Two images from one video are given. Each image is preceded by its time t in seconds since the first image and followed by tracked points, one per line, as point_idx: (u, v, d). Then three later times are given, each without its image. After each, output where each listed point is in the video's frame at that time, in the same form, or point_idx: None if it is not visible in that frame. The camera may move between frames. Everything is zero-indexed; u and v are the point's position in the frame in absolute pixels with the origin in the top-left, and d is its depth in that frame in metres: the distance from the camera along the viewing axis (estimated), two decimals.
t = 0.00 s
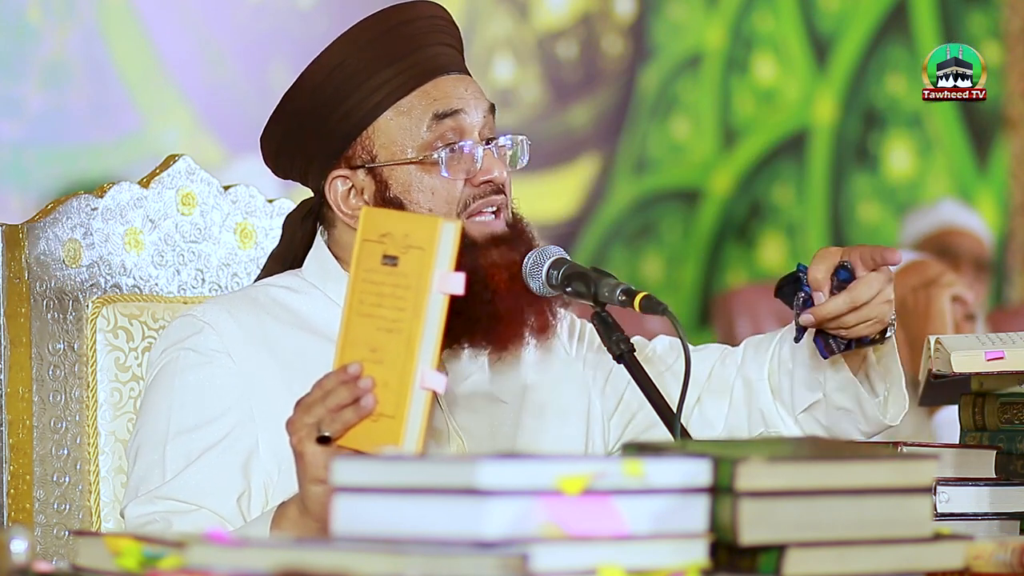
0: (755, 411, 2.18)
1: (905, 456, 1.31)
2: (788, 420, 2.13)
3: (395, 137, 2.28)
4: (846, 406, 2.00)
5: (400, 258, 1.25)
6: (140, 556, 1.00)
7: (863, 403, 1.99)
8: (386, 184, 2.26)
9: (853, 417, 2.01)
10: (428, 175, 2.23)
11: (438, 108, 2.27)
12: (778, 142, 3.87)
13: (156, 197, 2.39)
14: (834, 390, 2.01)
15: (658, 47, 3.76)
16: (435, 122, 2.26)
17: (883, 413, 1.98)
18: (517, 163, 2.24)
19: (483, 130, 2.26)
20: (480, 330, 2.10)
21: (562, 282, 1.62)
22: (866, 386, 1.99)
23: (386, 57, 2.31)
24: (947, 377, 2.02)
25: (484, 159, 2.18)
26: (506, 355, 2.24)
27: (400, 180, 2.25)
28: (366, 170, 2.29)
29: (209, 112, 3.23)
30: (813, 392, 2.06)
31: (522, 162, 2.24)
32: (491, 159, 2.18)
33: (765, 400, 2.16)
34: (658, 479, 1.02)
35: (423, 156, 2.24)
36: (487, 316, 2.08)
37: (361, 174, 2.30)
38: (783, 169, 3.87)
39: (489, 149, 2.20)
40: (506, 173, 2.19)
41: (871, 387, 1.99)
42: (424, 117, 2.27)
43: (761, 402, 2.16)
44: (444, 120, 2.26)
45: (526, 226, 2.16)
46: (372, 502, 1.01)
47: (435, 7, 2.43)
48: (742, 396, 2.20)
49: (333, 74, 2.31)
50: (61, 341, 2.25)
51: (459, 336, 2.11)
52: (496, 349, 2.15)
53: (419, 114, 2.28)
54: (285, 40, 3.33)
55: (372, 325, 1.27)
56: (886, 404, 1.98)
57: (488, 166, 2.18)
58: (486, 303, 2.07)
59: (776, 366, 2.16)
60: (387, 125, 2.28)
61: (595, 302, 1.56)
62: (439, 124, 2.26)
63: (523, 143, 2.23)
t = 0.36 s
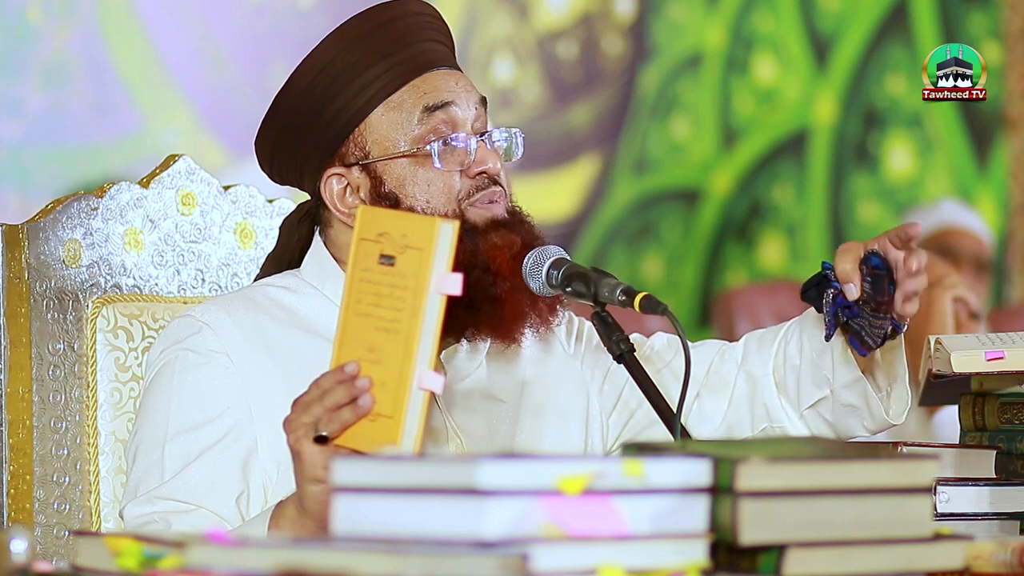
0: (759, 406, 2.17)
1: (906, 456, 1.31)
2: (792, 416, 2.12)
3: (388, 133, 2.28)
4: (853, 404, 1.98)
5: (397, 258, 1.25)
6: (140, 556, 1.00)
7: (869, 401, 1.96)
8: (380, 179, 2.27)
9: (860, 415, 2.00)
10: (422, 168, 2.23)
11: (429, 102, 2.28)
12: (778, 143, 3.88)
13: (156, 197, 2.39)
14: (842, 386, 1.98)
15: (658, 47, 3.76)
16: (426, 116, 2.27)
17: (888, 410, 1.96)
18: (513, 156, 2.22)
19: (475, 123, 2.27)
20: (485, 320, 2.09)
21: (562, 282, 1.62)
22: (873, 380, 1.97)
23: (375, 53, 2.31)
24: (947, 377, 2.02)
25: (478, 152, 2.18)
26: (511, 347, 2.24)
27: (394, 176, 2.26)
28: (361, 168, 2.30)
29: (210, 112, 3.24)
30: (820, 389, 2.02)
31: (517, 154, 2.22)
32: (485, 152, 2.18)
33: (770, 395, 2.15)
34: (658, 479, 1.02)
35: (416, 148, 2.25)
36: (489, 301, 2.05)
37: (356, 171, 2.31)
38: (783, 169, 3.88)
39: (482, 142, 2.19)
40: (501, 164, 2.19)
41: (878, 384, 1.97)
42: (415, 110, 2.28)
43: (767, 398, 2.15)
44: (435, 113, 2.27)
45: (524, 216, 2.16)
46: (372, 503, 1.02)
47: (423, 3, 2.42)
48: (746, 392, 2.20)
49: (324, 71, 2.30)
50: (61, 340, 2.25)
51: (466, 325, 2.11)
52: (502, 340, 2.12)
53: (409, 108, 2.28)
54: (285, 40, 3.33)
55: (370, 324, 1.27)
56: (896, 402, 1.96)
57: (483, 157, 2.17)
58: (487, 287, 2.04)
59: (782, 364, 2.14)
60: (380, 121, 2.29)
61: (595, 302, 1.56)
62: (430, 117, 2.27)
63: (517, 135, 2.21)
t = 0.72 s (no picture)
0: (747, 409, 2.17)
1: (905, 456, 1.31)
2: (778, 417, 2.11)
3: (387, 130, 2.28)
4: (819, 395, 1.99)
5: (398, 260, 1.26)
6: (140, 556, 1.00)
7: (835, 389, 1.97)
8: (380, 176, 2.27)
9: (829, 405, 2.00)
10: (421, 164, 2.24)
11: (426, 98, 2.27)
12: (778, 142, 3.89)
13: (156, 197, 2.39)
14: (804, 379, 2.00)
15: (658, 47, 3.76)
16: (424, 111, 2.27)
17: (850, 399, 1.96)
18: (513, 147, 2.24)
19: (473, 119, 2.26)
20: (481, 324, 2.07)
21: (562, 282, 1.62)
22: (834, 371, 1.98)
23: (371, 52, 2.30)
24: (947, 377, 2.02)
25: (477, 146, 2.18)
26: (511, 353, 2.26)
27: (395, 172, 2.27)
28: (361, 165, 2.30)
29: (210, 112, 3.24)
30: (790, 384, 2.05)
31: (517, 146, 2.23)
32: (483, 146, 2.18)
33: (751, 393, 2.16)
34: (659, 479, 1.02)
35: (415, 144, 2.25)
36: (486, 304, 2.06)
37: (356, 170, 2.31)
38: (783, 168, 3.88)
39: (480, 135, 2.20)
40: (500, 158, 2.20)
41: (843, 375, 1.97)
42: (413, 107, 2.27)
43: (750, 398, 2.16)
44: (433, 110, 2.26)
45: (523, 217, 2.18)
46: (372, 503, 1.02)
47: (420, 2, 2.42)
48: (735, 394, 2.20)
49: (320, 72, 2.30)
50: (61, 340, 2.25)
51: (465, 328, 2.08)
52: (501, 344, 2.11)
53: (407, 105, 2.28)
54: (285, 40, 3.33)
55: (371, 326, 1.27)
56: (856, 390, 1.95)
57: (482, 152, 2.18)
58: (484, 291, 2.05)
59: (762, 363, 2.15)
60: (378, 118, 2.29)
61: (595, 302, 1.56)
62: (428, 113, 2.27)
63: (514, 132, 2.23)
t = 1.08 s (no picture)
0: (768, 408, 2.10)
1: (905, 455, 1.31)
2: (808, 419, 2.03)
3: (389, 127, 2.27)
4: (873, 404, 1.91)
5: (393, 268, 1.25)
6: (140, 556, 1.00)
7: (893, 403, 1.89)
8: (379, 171, 2.26)
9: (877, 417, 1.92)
10: (421, 162, 2.23)
11: (429, 96, 2.28)
12: (778, 142, 3.89)
13: (156, 197, 2.39)
14: (864, 384, 1.91)
15: (657, 47, 3.76)
16: (426, 109, 2.27)
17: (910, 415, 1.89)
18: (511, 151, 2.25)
19: (474, 120, 2.27)
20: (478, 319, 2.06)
21: (562, 282, 1.62)
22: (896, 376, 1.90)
23: (372, 48, 2.31)
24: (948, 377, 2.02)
25: (477, 146, 2.19)
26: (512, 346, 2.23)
27: (393, 168, 2.25)
28: (360, 161, 2.29)
29: (210, 112, 3.24)
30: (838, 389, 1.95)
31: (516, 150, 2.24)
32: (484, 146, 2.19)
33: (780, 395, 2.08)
34: (659, 479, 1.02)
35: (416, 143, 2.25)
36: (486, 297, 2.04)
37: (355, 165, 2.30)
38: (783, 168, 3.89)
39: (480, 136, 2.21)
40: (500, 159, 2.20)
41: (904, 389, 1.90)
42: (415, 104, 2.27)
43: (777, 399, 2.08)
44: (436, 108, 2.27)
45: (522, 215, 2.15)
46: (371, 504, 1.02)
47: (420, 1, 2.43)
48: (756, 393, 2.12)
49: (322, 68, 2.31)
50: (61, 341, 2.25)
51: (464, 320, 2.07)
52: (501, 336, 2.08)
53: (410, 102, 2.28)
54: (285, 41, 3.34)
55: (365, 334, 1.26)
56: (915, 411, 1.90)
57: (482, 153, 2.18)
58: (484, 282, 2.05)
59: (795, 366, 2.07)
60: (380, 115, 2.28)
61: (595, 302, 1.55)
62: (430, 112, 2.26)
63: (513, 134, 2.25)
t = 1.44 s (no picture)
0: (764, 415, 2.09)
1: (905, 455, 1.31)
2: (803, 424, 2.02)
3: (396, 140, 2.26)
4: (865, 413, 1.92)
5: (399, 267, 1.25)
6: (140, 556, 1.00)
7: (884, 411, 1.91)
8: (385, 186, 2.25)
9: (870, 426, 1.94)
10: (428, 178, 2.22)
11: (438, 110, 2.26)
12: (778, 142, 3.90)
13: (156, 197, 2.39)
14: (857, 393, 1.91)
15: (657, 47, 3.77)
16: (435, 124, 2.25)
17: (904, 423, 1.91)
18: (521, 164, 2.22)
19: (483, 132, 2.24)
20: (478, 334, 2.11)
21: (562, 282, 1.62)
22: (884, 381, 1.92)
23: (385, 57, 2.29)
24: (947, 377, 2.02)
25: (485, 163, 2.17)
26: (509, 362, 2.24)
27: (400, 183, 2.24)
28: (367, 173, 2.28)
29: (210, 112, 3.24)
30: (832, 398, 1.95)
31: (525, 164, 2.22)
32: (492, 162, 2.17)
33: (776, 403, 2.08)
34: (659, 479, 1.02)
35: (423, 158, 2.23)
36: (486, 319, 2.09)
37: (362, 176, 2.30)
38: (783, 168, 3.90)
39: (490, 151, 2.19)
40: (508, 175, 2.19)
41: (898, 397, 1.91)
42: (424, 119, 2.26)
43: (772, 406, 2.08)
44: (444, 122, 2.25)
45: (529, 225, 2.18)
46: (371, 504, 1.02)
47: (435, 8, 2.41)
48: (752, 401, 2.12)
49: (334, 75, 2.29)
50: (61, 340, 2.25)
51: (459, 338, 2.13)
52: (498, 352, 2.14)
53: (418, 116, 2.26)
54: (285, 41, 3.34)
55: (371, 332, 1.27)
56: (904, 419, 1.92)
57: (490, 168, 2.17)
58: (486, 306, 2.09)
59: (790, 374, 2.06)
60: (388, 129, 2.27)
61: (595, 302, 1.55)
62: (438, 126, 2.25)
63: (524, 144, 2.21)
